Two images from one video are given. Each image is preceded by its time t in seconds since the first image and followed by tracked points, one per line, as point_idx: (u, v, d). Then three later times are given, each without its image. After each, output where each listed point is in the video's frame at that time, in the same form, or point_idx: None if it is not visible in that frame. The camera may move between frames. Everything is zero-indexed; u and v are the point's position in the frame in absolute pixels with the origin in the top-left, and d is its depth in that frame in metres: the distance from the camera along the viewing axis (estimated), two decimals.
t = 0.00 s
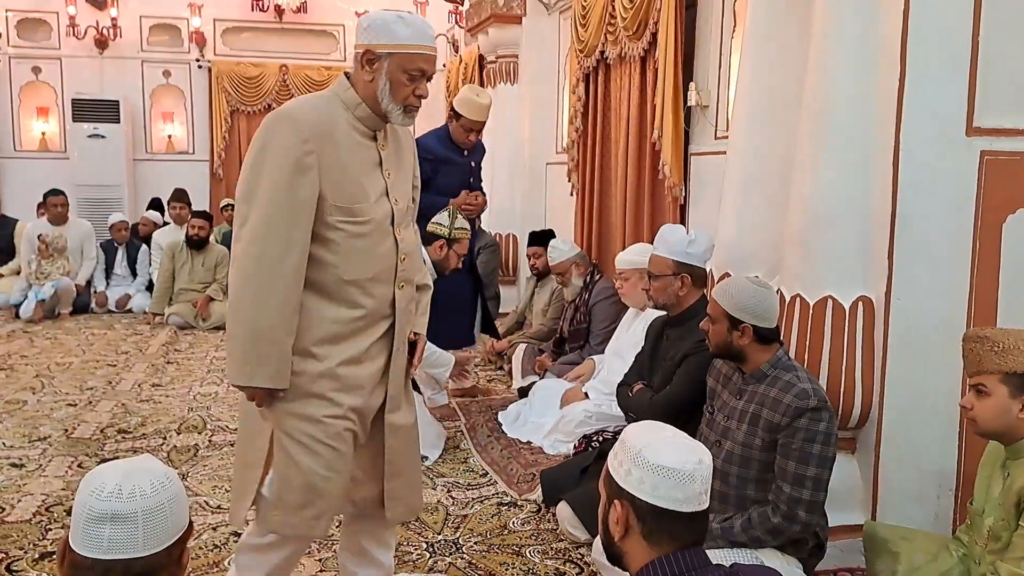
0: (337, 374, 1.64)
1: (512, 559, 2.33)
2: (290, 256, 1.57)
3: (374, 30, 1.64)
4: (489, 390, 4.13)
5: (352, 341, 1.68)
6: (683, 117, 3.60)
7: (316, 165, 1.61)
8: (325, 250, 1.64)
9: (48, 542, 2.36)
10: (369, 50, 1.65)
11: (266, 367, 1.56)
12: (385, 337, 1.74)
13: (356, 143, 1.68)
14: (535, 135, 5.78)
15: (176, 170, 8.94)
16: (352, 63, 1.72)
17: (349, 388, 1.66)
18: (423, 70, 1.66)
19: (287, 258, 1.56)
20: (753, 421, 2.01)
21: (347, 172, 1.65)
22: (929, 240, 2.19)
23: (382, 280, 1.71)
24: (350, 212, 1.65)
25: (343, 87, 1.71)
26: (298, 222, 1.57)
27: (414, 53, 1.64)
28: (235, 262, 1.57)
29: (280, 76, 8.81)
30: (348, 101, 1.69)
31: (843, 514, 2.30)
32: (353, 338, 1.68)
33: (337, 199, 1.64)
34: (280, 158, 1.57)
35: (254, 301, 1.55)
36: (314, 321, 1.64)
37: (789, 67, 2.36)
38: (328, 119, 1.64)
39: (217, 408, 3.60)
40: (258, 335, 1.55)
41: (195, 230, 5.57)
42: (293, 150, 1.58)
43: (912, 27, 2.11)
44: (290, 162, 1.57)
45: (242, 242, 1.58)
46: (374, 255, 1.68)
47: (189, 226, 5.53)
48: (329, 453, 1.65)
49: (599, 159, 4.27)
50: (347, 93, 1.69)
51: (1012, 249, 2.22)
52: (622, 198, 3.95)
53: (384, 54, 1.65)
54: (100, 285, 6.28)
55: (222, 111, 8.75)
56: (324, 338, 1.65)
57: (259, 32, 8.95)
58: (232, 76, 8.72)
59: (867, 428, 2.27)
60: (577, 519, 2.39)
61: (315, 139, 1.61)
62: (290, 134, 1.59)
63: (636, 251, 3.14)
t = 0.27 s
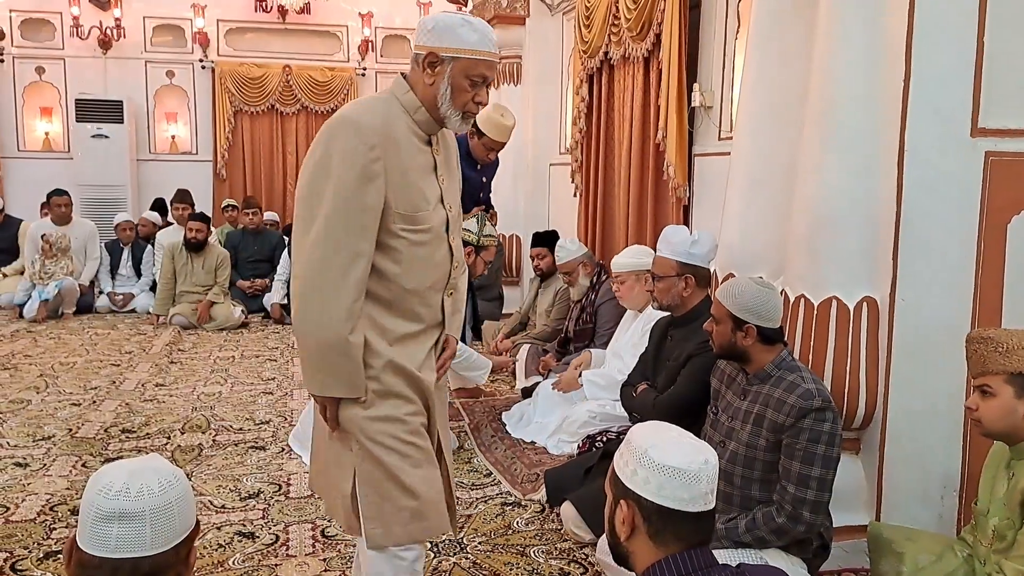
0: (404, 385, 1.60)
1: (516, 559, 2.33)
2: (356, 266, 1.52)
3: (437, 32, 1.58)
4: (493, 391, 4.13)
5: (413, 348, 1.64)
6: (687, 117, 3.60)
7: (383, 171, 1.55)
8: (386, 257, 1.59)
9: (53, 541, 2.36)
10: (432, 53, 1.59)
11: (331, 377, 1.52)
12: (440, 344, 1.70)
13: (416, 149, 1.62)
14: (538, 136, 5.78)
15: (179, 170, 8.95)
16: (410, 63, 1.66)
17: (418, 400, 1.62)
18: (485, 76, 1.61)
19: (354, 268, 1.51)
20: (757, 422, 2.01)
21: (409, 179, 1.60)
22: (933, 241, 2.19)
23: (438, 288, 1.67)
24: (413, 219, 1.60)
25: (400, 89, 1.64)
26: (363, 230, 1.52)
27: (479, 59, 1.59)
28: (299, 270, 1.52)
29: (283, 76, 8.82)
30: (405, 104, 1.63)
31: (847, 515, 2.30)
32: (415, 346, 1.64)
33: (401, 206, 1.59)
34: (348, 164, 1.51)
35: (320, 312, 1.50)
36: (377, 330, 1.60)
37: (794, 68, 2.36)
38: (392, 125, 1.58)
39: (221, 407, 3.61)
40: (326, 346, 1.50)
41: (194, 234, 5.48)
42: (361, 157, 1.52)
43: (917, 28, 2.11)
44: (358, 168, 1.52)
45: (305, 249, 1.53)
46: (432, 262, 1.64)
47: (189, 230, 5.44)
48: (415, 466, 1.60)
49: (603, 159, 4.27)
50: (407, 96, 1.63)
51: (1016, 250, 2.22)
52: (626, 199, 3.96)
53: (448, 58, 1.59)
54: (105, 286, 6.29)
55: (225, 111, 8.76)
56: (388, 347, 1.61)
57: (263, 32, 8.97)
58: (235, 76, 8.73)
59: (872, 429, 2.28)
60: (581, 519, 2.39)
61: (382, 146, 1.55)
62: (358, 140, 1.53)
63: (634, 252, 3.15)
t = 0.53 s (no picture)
0: (480, 405, 1.54)
1: (520, 558, 2.33)
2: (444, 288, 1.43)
3: (492, 28, 1.51)
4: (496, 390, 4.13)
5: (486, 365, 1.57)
6: (691, 117, 3.60)
7: (467, 186, 1.46)
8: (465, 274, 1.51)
9: (57, 540, 2.36)
10: (489, 50, 1.52)
11: (418, 408, 1.43)
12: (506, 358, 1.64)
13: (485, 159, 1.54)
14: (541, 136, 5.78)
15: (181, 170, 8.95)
16: (461, 61, 1.58)
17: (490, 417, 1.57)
18: (541, 73, 1.56)
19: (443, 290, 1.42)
20: (763, 422, 2.01)
21: (484, 193, 1.52)
22: (939, 241, 2.19)
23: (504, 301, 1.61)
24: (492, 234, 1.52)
25: (456, 92, 1.55)
26: (451, 249, 1.43)
27: (534, 55, 1.53)
28: (383, 296, 1.41)
29: (285, 76, 8.82)
30: (465, 108, 1.54)
31: (852, 515, 2.30)
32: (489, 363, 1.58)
33: (480, 221, 1.50)
34: (433, 181, 1.41)
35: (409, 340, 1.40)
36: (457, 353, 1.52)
37: (800, 68, 2.36)
38: (467, 137, 1.49)
39: (225, 406, 3.61)
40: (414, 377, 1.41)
41: (195, 236, 5.45)
42: (447, 172, 1.42)
43: (924, 29, 2.11)
44: (444, 185, 1.42)
45: (389, 276, 1.41)
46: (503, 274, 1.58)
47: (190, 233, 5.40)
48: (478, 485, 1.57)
49: (606, 160, 4.27)
50: (466, 99, 1.55)
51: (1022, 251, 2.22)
52: (629, 199, 3.96)
53: (504, 55, 1.52)
54: (109, 285, 6.31)
55: (227, 111, 8.76)
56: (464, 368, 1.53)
57: (267, 32, 8.96)
58: (237, 76, 8.74)
59: (877, 429, 2.28)
60: (585, 519, 2.39)
61: (465, 161, 1.46)
62: (443, 154, 1.42)
63: (631, 252, 3.14)
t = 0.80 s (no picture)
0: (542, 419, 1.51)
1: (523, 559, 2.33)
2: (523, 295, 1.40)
3: (567, 33, 1.49)
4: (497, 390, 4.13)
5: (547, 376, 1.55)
6: (693, 116, 3.59)
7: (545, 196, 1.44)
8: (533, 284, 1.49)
9: (59, 540, 2.35)
10: (563, 54, 1.50)
11: (492, 420, 1.39)
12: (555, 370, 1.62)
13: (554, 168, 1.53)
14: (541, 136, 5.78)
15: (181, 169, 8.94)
16: (529, 66, 1.56)
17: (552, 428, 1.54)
18: (613, 80, 1.55)
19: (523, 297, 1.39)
20: (767, 422, 2.01)
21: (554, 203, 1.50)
22: (943, 241, 2.18)
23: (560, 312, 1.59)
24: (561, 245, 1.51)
25: (527, 95, 1.53)
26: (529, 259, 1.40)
27: (608, 62, 1.51)
28: (463, 303, 1.36)
29: (285, 75, 8.81)
30: (535, 113, 1.52)
31: (856, 515, 2.30)
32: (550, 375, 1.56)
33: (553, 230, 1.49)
34: (519, 186, 1.39)
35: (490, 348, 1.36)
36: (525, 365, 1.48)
37: (802, 67, 2.35)
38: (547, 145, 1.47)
39: (225, 406, 3.60)
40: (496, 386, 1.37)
41: (194, 235, 5.45)
42: (530, 180, 1.41)
43: (928, 28, 2.10)
44: (528, 192, 1.40)
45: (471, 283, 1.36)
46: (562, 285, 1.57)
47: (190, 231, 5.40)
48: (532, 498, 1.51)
49: (607, 159, 4.27)
50: (537, 105, 1.53)
51: None
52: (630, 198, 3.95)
53: (578, 60, 1.51)
54: (109, 285, 6.29)
55: (227, 110, 8.75)
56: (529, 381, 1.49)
57: (269, 31, 8.93)
58: (238, 74, 8.73)
59: (880, 429, 2.27)
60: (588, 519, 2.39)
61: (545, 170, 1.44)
62: (527, 162, 1.41)
63: (634, 252, 3.12)
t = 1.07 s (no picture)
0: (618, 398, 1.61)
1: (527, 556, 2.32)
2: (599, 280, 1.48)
3: (642, 23, 1.56)
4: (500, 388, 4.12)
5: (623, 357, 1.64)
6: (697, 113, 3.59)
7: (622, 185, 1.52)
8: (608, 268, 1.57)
9: (63, 537, 2.35)
10: (639, 45, 1.57)
11: (565, 400, 1.49)
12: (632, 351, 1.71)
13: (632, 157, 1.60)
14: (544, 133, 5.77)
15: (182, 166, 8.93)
16: (604, 57, 1.62)
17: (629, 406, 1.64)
18: (688, 69, 1.60)
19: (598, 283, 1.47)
20: (773, 419, 2.00)
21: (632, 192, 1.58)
22: (950, 238, 2.18)
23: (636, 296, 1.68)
24: (639, 233, 1.59)
25: (605, 86, 1.60)
26: (604, 247, 1.48)
27: (682, 51, 1.57)
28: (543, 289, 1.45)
29: (287, 72, 8.80)
30: (614, 103, 1.59)
31: (862, 513, 2.29)
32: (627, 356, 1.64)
33: (629, 217, 1.57)
34: (595, 176, 1.47)
35: (564, 331, 1.44)
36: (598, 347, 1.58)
37: (808, 62, 2.34)
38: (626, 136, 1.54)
39: (228, 403, 3.59)
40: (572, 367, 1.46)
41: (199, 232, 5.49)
42: (609, 171, 1.48)
43: (935, 24, 2.10)
44: (605, 183, 1.48)
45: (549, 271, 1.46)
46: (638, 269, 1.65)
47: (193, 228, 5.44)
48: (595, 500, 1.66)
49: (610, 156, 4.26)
50: (614, 95, 1.59)
51: None
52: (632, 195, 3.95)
53: (654, 52, 1.57)
54: (110, 282, 6.24)
55: (229, 107, 8.74)
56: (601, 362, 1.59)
57: (269, 28, 8.92)
58: (239, 71, 8.72)
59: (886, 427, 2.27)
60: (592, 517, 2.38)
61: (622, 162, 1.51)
62: (607, 154, 1.48)
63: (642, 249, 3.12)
